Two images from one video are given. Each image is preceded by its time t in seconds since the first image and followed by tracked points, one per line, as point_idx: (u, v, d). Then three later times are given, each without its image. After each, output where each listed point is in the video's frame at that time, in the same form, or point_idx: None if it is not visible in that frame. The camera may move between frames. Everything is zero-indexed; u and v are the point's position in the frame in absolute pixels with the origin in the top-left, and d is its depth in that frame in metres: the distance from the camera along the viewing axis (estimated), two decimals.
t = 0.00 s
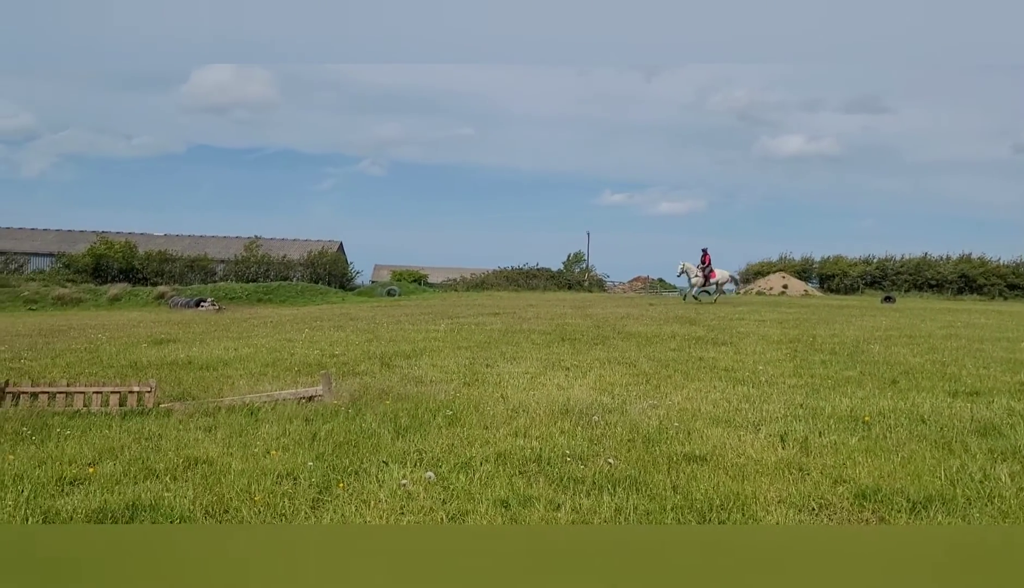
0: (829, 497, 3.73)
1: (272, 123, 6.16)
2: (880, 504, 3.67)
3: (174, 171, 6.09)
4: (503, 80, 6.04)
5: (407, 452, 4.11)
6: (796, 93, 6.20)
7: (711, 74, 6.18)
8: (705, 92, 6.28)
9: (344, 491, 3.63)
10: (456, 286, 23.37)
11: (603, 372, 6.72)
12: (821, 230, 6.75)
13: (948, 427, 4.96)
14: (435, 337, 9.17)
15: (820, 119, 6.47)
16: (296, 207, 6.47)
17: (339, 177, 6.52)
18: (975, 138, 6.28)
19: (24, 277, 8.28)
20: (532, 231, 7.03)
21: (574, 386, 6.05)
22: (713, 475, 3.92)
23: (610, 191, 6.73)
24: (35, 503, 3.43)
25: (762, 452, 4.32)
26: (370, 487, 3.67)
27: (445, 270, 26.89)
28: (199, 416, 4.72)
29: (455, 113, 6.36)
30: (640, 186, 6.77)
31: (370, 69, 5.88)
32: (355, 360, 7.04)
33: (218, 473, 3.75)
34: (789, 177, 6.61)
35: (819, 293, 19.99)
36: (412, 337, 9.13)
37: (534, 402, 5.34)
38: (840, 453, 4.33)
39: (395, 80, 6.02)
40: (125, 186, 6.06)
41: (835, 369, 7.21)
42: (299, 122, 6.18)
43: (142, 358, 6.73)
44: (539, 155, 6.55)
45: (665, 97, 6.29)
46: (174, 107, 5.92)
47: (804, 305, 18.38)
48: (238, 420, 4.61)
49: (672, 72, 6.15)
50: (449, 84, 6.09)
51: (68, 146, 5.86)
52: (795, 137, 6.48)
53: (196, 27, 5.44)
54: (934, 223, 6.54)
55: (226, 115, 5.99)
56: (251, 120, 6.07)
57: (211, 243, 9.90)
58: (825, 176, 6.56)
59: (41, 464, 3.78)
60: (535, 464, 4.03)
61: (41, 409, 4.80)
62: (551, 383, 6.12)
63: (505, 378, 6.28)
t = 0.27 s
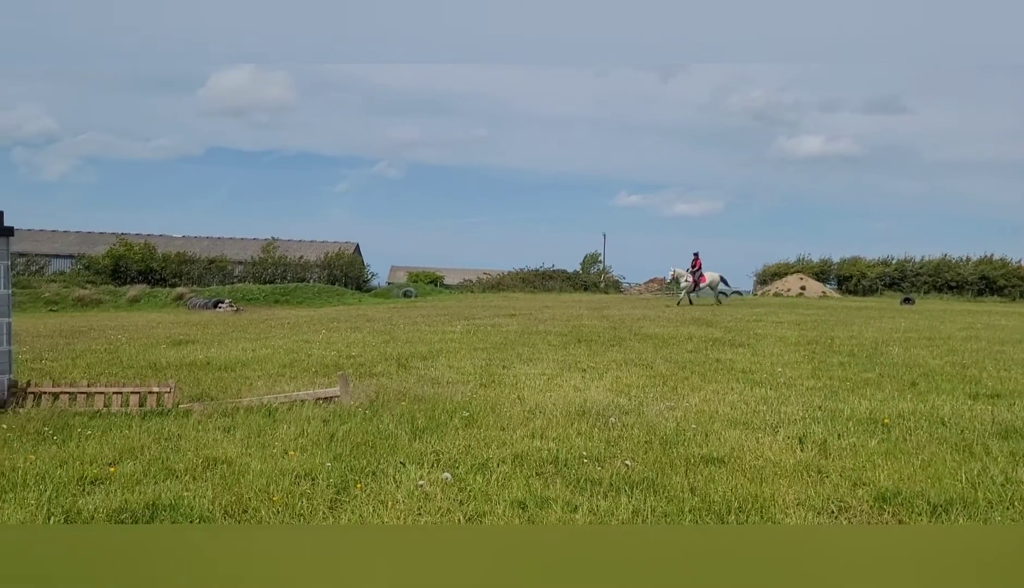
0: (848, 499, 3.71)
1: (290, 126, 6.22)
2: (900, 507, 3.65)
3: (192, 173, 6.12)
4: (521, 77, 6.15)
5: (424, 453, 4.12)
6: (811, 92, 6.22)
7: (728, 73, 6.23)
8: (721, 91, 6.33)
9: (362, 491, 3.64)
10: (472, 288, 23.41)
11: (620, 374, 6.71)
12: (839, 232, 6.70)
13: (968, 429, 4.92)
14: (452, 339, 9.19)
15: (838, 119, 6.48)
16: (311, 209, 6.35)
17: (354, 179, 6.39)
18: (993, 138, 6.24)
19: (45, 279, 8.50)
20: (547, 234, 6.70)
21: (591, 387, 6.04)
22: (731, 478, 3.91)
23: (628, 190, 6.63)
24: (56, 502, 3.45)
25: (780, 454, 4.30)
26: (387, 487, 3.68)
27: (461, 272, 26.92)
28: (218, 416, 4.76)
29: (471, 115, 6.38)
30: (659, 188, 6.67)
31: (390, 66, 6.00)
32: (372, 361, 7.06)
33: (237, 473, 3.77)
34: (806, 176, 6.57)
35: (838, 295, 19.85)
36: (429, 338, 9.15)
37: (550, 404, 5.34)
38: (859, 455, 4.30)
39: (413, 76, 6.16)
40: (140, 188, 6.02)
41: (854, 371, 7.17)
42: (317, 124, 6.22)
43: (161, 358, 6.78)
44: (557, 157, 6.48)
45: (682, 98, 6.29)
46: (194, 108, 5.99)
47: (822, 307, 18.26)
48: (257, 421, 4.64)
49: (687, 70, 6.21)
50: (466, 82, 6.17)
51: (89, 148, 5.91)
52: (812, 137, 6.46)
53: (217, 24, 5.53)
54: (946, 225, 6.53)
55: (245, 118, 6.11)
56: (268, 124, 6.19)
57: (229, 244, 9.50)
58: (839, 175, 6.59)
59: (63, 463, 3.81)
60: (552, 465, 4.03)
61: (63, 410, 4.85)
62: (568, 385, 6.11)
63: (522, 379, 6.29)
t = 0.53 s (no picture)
0: (877, 503, 3.68)
1: (314, 127, 6.20)
2: (930, 510, 3.61)
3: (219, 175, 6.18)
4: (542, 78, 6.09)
5: (449, 454, 4.13)
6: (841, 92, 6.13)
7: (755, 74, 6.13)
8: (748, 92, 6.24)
9: (389, 491, 3.66)
10: (496, 289, 23.43)
11: (644, 375, 6.69)
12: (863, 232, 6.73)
13: (1000, 432, 4.85)
14: (476, 339, 9.21)
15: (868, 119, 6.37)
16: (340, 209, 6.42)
17: (379, 181, 6.54)
18: None
19: (74, 280, 8.97)
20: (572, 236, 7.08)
21: (615, 389, 6.02)
22: (758, 480, 3.89)
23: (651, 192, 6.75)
24: (88, 499, 3.45)
25: (807, 456, 4.27)
26: (413, 488, 3.69)
27: (484, 273, 26.97)
28: (245, 416, 4.80)
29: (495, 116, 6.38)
30: (682, 189, 6.75)
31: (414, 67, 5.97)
32: (396, 362, 7.10)
33: (264, 473, 3.80)
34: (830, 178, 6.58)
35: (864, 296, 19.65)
36: (453, 339, 9.18)
37: (575, 405, 5.33)
38: (888, 458, 4.26)
39: (436, 81, 6.11)
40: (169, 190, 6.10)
41: (881, 373, 7.10)
42: (341, 126, 6.23)
43: (188, 359, 6.86)
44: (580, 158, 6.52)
45: (709, 98, 6.25)
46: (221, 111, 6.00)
47: (849, 308, 18.08)
48: (283, 421, 4.68)
49: (714, 71, 6.15)
50: (490, 87, 6.11)
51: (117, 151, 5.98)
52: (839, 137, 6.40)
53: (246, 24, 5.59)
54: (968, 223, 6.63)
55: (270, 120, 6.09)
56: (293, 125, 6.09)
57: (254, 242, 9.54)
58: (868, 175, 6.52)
59: (93, 463, 3.85)
60: (577, 467, 4.03)
61: (93, 410, 4.92)
62: (592, 386, 6.10)
63: (546, 381, 6.29)
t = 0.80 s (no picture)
0: (898, 505, 3.65)
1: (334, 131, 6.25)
2: (952, 512, 3.58)
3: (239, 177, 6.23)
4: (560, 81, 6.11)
5: (468, 455, 4.15)
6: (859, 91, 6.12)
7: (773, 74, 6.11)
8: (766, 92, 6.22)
9: (409, 491, 3.68)
10: (513, 289, 23.45)
11: (663, 376, 6.67)
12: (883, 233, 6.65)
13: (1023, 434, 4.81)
14: (493, 341, 9.23)
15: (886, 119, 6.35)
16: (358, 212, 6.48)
17: (396, 184, 6.58)
18: None
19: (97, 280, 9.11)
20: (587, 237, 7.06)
21: (634, 390, 6.01)
22: (777, 481, 3.88)
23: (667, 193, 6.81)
24: (112, 498, 3.48)
25: (827, 458, 4.25)
26: (432, 488, 3.71)
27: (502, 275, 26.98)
28: (266, 416, 4.84)
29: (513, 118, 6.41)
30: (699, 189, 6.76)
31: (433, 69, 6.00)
32: (414, 362, 7.12)
33: (285, 473, 3.83)
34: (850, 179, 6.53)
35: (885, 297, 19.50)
36: (471, 340, 9.20)
37: (593, 406, 5.34)
38: (909, 460, 4.23)
39: (454, 84, 6.13)
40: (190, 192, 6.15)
41: (902, 375, 7.05)
42: (361, 128, 6.28)
43: (209, 359, 6.92)
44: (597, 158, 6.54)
45: (727, 98, 6.24)
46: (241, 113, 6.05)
47: (869, 309, 17.95)
48: (303, 421, 4.72)
49: (732, 71, 6.14)
50: (509, 89, 6.13)
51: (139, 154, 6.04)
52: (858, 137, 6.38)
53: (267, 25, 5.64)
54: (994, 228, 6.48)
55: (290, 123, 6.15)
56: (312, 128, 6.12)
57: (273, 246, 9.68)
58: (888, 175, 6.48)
59: (117, 462, 3.89)
60: (596, 467, 4.03)
61: (117, 410, 4.99)
62: (610, 387, 6.10)
63: (564, 382, 6.30)
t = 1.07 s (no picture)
0: (919, 508, 3.63)
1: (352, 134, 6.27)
2: (974, 516, 3.56)
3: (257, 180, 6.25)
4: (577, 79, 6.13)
5: (486, 456, 4.16)
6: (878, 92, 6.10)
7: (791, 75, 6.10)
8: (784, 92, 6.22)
9: (428, 492, 3.70)
10: (530, 292, 23.44)
11: (680, 378, 6.65)
12: (904, 235, 6.57)
13: None
14: (510, 342, 9.24)
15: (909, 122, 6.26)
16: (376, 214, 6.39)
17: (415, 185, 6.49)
18: None
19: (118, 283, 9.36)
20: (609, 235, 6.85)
21: (652, 392, 6.00)
22: (797, 484, 3.87)
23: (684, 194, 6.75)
24: (135, 498, 3.51)
25: (846, 460, 4.23)
26: (451, 488, 3.73)
27: (519, 277, 27.01)
28: (285, 417, 4.87)
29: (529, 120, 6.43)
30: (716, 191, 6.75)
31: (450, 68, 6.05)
32: (432, 364, 7.15)
33: (305, 473, 3.85)
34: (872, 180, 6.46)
35: (905, 299, 19.34)
36: (488, 342, 9.22)
37: (611, 408, 5.33)
38: (929, 463, 4.20)
39: (472, 86, 6.16)
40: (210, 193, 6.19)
41: (922, 377, 6.99)
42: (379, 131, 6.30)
43: (228, 361, 6.97)
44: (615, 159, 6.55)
45: (745, 100, 6.24)
46: (261, 116, 6.10)
47: (889, 311, 17.81)
48: (322, 422, 4.75)
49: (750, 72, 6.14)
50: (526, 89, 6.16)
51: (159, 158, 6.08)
52: (878, 138, 6.30)
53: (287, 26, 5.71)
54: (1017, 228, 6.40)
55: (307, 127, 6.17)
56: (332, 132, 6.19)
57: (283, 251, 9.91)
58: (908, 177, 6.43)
59: (139, 462, 3.93)
60: (613, 469, 4.03)
61: (139, 410, 5.04)
62: (628, 389, 6.09)
63: (581, 383, 6.29)
